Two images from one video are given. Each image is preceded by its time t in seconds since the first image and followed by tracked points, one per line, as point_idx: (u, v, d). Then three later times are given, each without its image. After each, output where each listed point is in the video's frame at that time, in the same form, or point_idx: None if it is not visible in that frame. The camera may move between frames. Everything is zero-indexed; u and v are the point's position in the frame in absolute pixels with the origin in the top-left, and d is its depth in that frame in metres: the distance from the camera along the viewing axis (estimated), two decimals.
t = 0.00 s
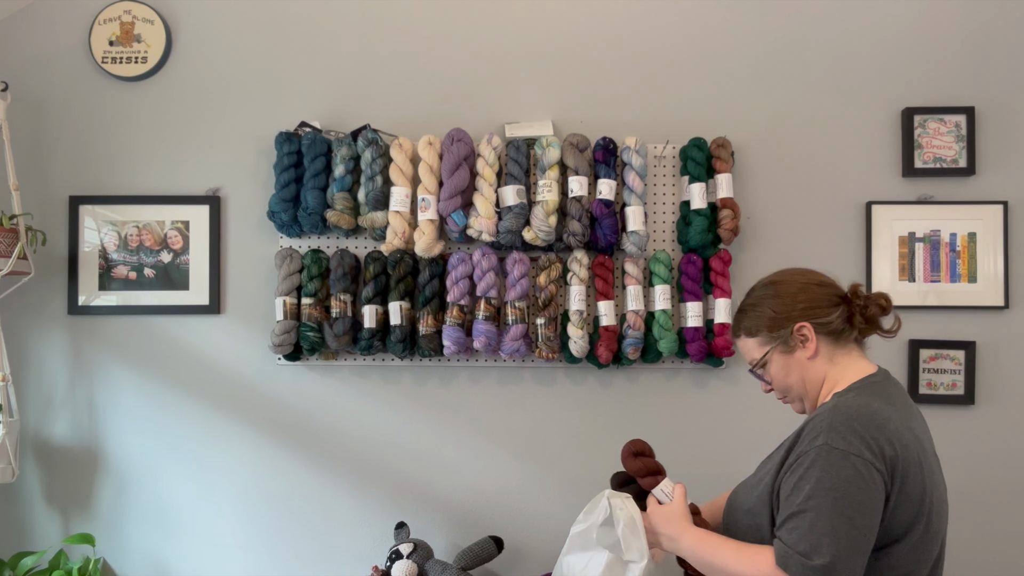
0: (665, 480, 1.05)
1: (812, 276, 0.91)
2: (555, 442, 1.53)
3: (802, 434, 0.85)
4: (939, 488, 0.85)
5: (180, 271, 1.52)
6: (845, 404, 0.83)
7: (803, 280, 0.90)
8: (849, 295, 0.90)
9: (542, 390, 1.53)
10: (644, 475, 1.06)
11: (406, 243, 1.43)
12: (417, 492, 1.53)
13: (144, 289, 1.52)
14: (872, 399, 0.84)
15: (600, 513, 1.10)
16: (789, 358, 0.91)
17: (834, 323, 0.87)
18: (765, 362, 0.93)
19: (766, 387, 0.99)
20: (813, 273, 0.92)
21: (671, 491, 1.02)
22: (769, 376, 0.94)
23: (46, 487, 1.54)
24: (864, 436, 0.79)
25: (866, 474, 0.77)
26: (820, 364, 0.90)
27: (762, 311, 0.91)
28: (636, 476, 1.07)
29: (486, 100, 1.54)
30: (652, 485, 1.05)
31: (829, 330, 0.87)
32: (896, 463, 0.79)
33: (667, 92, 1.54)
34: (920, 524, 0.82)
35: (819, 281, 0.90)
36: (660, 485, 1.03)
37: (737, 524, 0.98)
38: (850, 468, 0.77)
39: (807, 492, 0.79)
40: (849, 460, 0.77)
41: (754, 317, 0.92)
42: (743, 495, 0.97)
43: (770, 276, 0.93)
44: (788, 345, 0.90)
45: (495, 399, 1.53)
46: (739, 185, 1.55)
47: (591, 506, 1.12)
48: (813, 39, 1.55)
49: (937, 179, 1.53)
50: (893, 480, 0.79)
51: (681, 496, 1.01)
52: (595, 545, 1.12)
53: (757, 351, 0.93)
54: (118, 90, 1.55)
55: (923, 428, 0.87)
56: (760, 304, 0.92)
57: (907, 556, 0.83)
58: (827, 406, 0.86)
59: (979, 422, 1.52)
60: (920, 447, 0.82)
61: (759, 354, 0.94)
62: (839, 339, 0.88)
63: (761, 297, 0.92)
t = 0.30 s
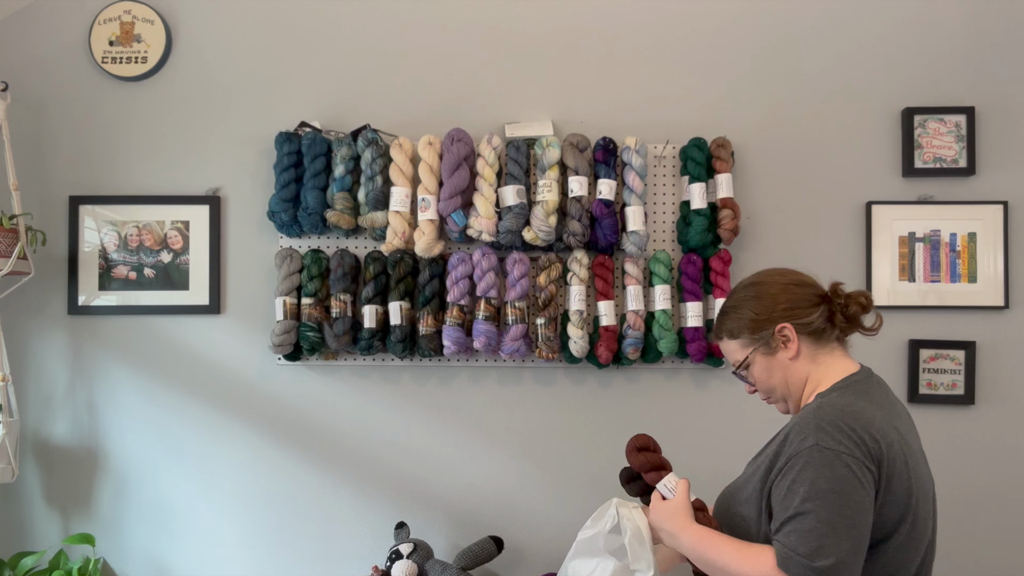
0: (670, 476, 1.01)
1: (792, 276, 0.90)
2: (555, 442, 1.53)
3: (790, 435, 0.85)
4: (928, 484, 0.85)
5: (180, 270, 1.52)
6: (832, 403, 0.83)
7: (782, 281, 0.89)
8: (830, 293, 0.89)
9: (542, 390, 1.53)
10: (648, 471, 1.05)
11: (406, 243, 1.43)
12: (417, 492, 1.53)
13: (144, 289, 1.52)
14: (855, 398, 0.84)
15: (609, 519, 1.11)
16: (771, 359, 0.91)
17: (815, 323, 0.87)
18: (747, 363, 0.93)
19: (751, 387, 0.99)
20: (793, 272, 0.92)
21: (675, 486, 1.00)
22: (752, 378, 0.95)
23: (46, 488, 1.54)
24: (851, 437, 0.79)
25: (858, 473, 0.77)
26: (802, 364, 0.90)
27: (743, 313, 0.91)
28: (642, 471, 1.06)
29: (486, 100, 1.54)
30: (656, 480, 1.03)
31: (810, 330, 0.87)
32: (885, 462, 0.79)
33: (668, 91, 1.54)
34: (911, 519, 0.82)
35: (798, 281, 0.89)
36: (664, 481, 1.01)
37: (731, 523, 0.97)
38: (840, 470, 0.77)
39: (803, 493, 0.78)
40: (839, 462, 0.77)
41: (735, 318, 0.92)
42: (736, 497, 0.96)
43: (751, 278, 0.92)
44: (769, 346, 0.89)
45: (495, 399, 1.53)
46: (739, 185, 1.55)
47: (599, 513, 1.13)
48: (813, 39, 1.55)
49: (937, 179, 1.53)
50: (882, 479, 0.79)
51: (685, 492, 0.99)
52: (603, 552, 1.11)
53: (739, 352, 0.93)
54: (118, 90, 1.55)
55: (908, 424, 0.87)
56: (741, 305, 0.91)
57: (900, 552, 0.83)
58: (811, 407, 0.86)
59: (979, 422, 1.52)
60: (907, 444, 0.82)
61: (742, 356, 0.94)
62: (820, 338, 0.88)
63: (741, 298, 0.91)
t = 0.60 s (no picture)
0: (662, 468, 1.02)
1: (782, 275, 0.90)
2: (555, 443, 1.53)
3: (783, 437, 0.84)
4: (921, 485, 0.85)
5: (180, 270, 1.52)
6: (827, 406, 0.83)
7: (772, 279, 0.89)
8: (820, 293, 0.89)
9: (543, 390, 1.53)
10: (640, 462, 1.05)
11: (406, 243, 1.43)
12: (417, 492, 1.53)
13: (144, 289, 1.52)
14: (849, 398, 0.83)
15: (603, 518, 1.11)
16: (759, 358, 0.90)
17: (803, 322, 0.86)
18: (735, 360, 0.92)
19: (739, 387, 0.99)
20: (783, 271, 0.91)
21: (665, 479, 1.00)
22: (739, 376, 0.94)
23: (46, 488, 1.54)
24: (846, 439, 0.78)
25: (849, 479, 0.76)
26: (790, 364, 0.90)
27: (732, 310, 0.91)
28: (633, 462, 1.06)
29: (486, 100, 1.54)
30: (647, 472, 1.03)
31: (797, 329, 0.87)
32: (879, 463, 0.79)
33: (668, 91, 1.54)
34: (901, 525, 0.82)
35: (788, 279, 0.89)
36: (655, 473, 1.01)
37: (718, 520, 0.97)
38: (833, 473, 0.76)
39: (790, 497, 0.78)
40: (831, 465, 0.77)
41: (724, 315, 0.92)
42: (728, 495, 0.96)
43: (741, 275, 0.92)
44: (757, 345, 0.89)
45: (495, 399, 1.53)
46: (739, 185, 1.55)
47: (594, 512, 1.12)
48: (813, 39, 1.55)
49: (937, 179, 1.53)
50: (876, 482, 0.79)
51: (675, 485, 0.99)
52: (599, 550, 1.12)
53: (727, 350, 0.93)
54: (118, 90, 1.55)
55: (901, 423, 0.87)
56: (730, 302, 0.91)
57: (889, 557, 0.83)
58: (803, 409, 0.85)
59: (979, 422, 1.52)
60: (900, 445, 0.82)
61: (729, 353, 0.94)
62: (808, 338, 0.88)
63: (731, 296, 0.91)
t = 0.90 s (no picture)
0: (652, 463, 1.03)
1: (779, 273, 0.90)
2: (555, 443, 1.53)
3: (771, 439, 0.85)
4: (912, 488, 0.84)
5: (180, 271, 1.52)
6: (815, 409, 0.83)
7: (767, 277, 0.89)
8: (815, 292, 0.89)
9: (543, 390, 1.53)
10: (631, 456, 1.06)
11: (406, 243, 1.43)
12: (417, 492, 1.53)
13: (144, 289, 1.52)
14: (837, 401, 0.83)
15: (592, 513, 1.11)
16: (751, 355, 0.91)
17: (796, 321, 0.86)
18: (727, 357, 0.93)
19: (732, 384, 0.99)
20: (779, 269, 0.91)
21: (654, 474, 1.02)
22: (732, 373, 0.94)
23: (47, 488, 1.54)
24: (831, 441, 0.78)
25: (831, 481, 0.76)
26: (782, 363, 0.89)
27: (726, 307, 0.91)
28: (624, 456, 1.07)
29: (486, 100, 1.54)
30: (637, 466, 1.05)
31: (791, 328, 0.87)
32: (865, 466, 0.79)
33: (668, 91, 1.54)
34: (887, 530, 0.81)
35: (783, 278, 0.89)
36: (645, 467, 1.03)
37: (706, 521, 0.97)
38: (815, 474, 0.76)
39: (773, 498, 0.78)
40: (814, 467, 0.77)
41: (718, 311, 0.92)
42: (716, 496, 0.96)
43: (738, 272, 0.92)
44: (749, 342, 0.89)
45: (495, 399, 1.53)
46: (739, 185, 1.55)
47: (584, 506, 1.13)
48: (813, 38, 1.55)
49: (937, 179, 1.53)
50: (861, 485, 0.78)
51: (663, 480, 1.00)
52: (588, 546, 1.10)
53: (720, 346, 0.93)
54: (118, 90, 1.55)
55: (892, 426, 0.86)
56: (725, 299, 0.91)
57: (875, 562, 0.82)
58: (792, 411, 0.85)
59: (979, 422, 1.52)
60: (889, 447, 0.82)
61: (722, 350, 0.94)
62: (800, 337, 0.88)
63: (726, 292, 0.91)
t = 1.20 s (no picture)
0: (643, 448, 1.02)
1: (788, 273, 0.90)
2: (554, 442, 1.53)
3: (759, 437, 0.85)
4: (905, 496, 0.82)
5: (180, 270, 1.52)
6: (805, 409, 0.82)
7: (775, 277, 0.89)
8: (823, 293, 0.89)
9: (543, 390, 1.53)
10: (622, 442, 1.07)
11: (406, 243, 1.43)
12: (417, 492, 1.53)
13: (144, 289, 1.52)
14: (831, 402, 0.82)
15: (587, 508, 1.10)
16: (756, 355, 0.91)
17: (802, 322, 0.86)
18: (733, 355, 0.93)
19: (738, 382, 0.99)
20: (789, 270, 0.91)
21: (644, 459, 1.01)
22: (737, 371, 0.95)
23: (47, 488, 1.54)
24: (814, 442, 0.78)
25: (812, 482, 0.76)
26: (785, 363, 0.90)
27: (733, 306, 0.92)
28: (617, 441, 1.08)
29: (487, 100, 1.54)
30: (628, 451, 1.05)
31: (796, 329, 0.86)
32: (849, 469, 0.78)
33: (669, 91, 1.54)
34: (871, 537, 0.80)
35: (792, 278, 0.89)
36: (636, 452, 1.02)
37: (699, 516, 0.97)
38: (795, 474, 0.76)
39: (752, 495, 0.79)
40: (795, 467, 0.76)
41: (726, 309, 0.93)
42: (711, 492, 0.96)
43: (748, 271, 0.92)
44: (754, 341, 0.90)
45: (495, 399, 1.53)
46: (738, 185, 1.55)
47: (577, 502, 1.12)
48: (814, 38, 1.55)
49: (937, 179, 1.53)
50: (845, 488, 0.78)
51: (653, 466, 1.00)
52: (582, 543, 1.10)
53: (726, 344, 0.94)
54: (118, 90, 1.55)
55: (892, 433, 0.84)
56: (732, 298, 0.92)
57: (860, 568, 0.81)
58: (784, 412, 0.85)
59: (979, 422, 1.52)
60: (881, 453, 0.80)
61: (728, 348, 0.95)
62: (806, 338, 0.87)
63: (735, 291, 0.92)
